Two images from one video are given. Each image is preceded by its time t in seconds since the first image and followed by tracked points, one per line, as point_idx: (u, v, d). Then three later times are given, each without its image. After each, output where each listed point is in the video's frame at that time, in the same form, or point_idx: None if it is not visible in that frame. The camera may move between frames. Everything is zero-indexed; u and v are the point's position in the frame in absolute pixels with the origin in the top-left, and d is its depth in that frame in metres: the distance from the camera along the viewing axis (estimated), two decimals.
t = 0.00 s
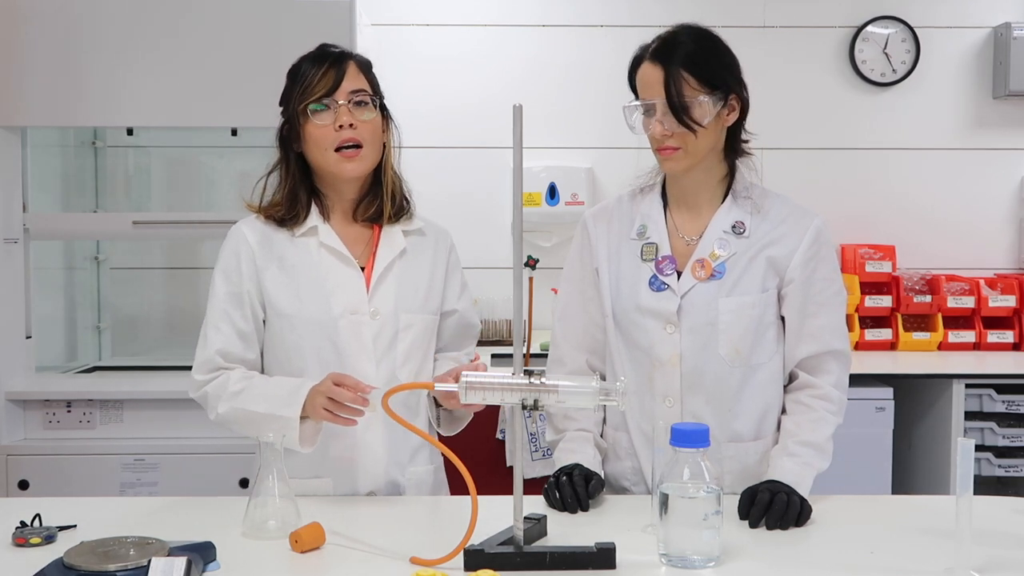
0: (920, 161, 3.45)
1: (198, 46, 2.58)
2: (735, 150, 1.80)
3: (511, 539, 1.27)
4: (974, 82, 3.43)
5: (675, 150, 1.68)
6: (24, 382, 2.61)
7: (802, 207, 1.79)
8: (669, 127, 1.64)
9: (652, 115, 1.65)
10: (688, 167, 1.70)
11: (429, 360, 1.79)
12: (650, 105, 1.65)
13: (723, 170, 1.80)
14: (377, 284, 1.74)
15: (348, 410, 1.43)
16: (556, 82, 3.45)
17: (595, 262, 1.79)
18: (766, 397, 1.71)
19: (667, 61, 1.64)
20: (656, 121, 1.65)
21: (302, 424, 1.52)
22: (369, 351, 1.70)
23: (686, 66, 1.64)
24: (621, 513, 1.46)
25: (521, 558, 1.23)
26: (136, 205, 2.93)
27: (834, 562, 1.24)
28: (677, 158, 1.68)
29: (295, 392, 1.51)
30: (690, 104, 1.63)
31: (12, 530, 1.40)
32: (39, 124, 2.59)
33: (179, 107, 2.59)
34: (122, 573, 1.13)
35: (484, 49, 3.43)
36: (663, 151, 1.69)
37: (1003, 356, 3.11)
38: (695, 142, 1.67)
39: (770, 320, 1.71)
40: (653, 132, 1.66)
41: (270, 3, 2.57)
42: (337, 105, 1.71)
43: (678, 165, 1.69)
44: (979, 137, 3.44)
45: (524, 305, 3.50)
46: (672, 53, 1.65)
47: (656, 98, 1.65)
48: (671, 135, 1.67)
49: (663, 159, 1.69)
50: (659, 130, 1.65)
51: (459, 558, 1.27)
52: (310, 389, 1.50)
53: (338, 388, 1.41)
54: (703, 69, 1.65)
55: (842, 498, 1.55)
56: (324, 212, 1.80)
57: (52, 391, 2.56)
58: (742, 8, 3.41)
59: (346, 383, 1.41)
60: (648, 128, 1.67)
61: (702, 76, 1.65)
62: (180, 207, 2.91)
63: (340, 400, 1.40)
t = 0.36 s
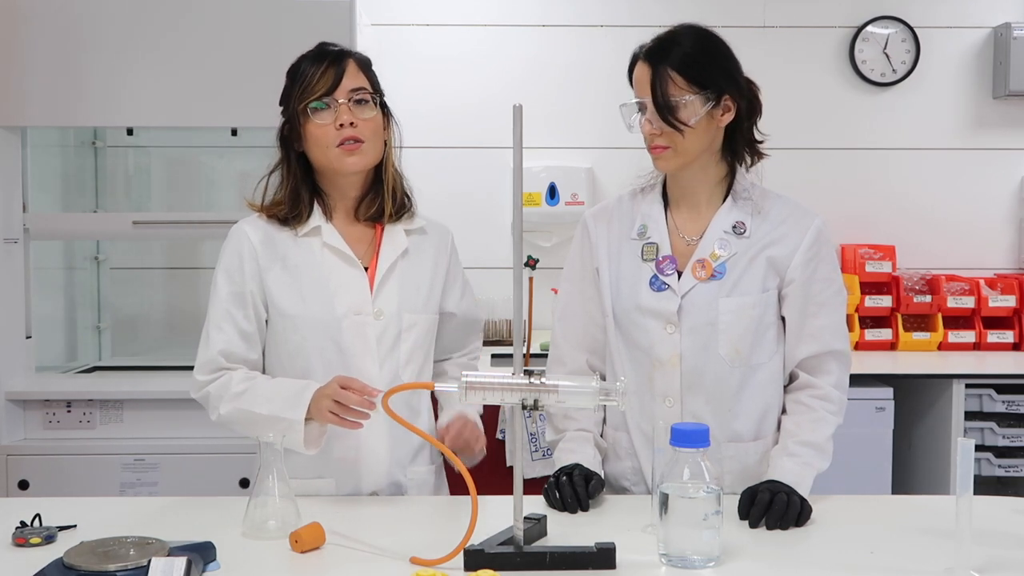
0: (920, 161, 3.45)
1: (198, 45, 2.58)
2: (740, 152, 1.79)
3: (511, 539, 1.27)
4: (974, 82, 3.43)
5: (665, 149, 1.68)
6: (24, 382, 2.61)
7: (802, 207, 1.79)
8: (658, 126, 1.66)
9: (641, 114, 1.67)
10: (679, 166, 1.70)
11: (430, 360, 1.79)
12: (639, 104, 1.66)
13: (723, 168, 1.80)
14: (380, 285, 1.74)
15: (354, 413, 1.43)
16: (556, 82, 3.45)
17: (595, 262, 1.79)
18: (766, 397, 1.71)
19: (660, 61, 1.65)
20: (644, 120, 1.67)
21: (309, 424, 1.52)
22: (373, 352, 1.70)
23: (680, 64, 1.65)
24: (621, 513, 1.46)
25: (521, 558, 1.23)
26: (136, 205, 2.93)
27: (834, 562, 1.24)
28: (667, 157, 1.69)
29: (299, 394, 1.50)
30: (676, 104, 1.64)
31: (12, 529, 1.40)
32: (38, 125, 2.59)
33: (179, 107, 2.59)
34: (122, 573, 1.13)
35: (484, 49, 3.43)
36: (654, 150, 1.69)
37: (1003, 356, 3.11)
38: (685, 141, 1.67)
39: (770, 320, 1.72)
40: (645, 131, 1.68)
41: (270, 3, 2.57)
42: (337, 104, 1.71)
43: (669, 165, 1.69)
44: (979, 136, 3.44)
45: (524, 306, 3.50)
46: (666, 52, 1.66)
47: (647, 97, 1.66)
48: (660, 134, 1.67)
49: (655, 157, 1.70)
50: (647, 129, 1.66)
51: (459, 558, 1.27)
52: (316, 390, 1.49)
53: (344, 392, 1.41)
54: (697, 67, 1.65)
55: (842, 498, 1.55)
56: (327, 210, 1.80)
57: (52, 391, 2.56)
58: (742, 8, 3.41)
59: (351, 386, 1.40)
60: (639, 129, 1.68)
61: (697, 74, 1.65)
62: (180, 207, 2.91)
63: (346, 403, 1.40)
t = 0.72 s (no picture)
0: (920, 161, 3.45)
1: (198, 45, 2.58)
2: (740, 154, 1.79)
3: (511, 539, 1.27)
4: (974, 82, 3.43)
5: (661, 149, 1.68)
6: (24, 382, 2.61)
7: (802, 207, 1.79)
8: (655, 125, 1.66)
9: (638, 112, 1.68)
10: (675, 167, 1.71)
11: (427, 360, 1.79)
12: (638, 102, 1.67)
13: (721, 169, 1.80)
14: (375, 285, 1.74)
15: (349, 409, 1.43)
16: (556, 82, 3.45)
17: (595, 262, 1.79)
18: (766, 397, 1.71)
19: (661, 60, 1.65)
20: (642, 118, 1.67)
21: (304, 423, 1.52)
22: (367, 352, 1.70)
23: (683, 66, 1.65)
24: (621, 513, 1.46)
25: (521, 558, 1.23)
26: (136, 205, 2.93)
27: (834, 562, 1.24)
28: (664, 157, 1.68)
29: (293, 392, 1.50)
30: (673, 102, 1.64)
31: (13, 529, 1.40)
32: (38, 125, 2.59)
33: (179, 107, 2.59)
34: (122, 573, 1.13)
35: (484, 49, 3.43)
36: (651, 149, 1.69)
37: (1003, 356, 3.11)
38: (681, 141, 1.67)
39: (770, 320, 1.72)
40: (641, 129, 1.68)
41: (270, 3, 2.57)
42: (341, 109, 1.71)
43: (665, 164, 1.69)
44: (980, 137, 3.44)
45: (524, 305, 3.50)
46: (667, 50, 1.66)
47: (644, 94, 1.66)
48: (657, 133, 1.67)
49: (651, 156, 1.70)
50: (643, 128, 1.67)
51: (460, 558, 1.28)
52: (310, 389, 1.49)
53: (339, 388, 1.41)
54: (697, 68, 1.65)
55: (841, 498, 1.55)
56: (323, 210, 1.80)
57: (52, 391, 2.56)
58: (742, 8, 3.41)
59: (348, 383, 1.40)
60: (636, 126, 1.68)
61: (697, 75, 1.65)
62: (180, 207, 2.91)
63: (341, 399, 1.40)
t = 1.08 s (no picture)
0: (920, 161, 3.45)
1: (199, 45, 2.58)
2: (739, 154, 1.79)
3: (511, 539, 1.27)
4: (974, 82, 3.43)
5: (652, 143, 1.69)
6: (24, 382, 2.61)
7: (802, 207, 1.79)
8: (644, 119, 1.68)
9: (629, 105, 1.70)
10: (668, 162, 1.71)
11: (417, 359, 1.79)
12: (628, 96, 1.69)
13: (717, 169, 1.80)
14: (364, 284, 1.74)
15: (337, 412, 1.43)
16: (556, 82, 3.44)
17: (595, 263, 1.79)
18: (766, 397, 1.71)
19: (656, 57, 1.68)
20: (631, 111, 1.69)
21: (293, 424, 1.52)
22: (354, 353, 1.70)
23: (677, 61, 1.67)
24: (621, 513, 1.46)
25: (521, 558, 1.23)
26: (136, 205, 2.93)
27: (834, 562, 1.24)
28: (654, 151, 1.70)
29: (282, 393, 1.52)
30: (661, 97, 1.66)
31: (13, 530, 1.40)
32: (38, 124, 2.59)
33: (179, 107, 2.59)
34: (122, 573, 1.13)
35: (484, 49, 3.43)
36: (643, 144, 1.71)
37: (1003, 356, 3.11)
38: (671, 134, 1.67)
39: (769, 320, 1.72)
40: (632, 125, 1.70)
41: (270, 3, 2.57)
42: (338, 100, 1.71)
43: (657, 159, 1.70)
44: (980, 137, 3.44)
45: (524, 305, 3.50)
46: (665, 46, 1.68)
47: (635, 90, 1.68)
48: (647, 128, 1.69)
49: (643, 151, 1.71)
50: (631, 121, 1.69)
51: (460, 558, 1.27)
52: (299, 390, 1.50)
53: (329, 392, 1.41)
54: (692, 65, 1.67)
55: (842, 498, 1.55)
56: (313, 207, 1.79)
57: (52, 391, 2.56)
58: (743, 8, 3.41)
59: (337, 386, 1.40)
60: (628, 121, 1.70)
61: (691, 72, 1.66)
62: (180, 206, 2.91)
63: (330, 402, 1.40)
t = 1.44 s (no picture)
0: (920, 161, 3.45)
1: (198, 45, 2.58)
2: (739, 156, 1.79)
3: (511, 539, 1.27)
4: (974, 82, 3.43)
5: (655, 143, 1.69)
6: (24, 382, 2.61)
7: (801, 206, 1.78)
8: (649, 119, 1.67)
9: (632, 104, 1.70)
10: (670, 162, 1.71)
11: (394, 359, 1.78)
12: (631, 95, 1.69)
13: (718, 169, 1.80)
14: (337, 283, 1.73)
15: (310, 411, 1.48)
16: (556, 82, 3.45)
17: (594, 263, 1.79)
18: (766, 397, 1.71)
19: (662, 56, 1.67)
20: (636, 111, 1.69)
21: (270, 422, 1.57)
22: (327, 352, 1.70)
23: (682, 61, 1.67)
24: (621, 513, 1.46)
25: (521, 558, 1.23)
26: (136, 205, 2.92)
27: (834, 563, 1.24)
28: (658, 151, 1.70)
29: (258, 392, 1.56)
30: (668, 98, 1.66)
31: (13, 529, 1.40)
32: (39, 124, 2.59)
33: (179, 106, 2.59)
34: (122, 573, 1.13)
35: (484, 49, 3.43)
36: (645, 143, 1.71)
37: (1004, 356, 3.11)
38: (675, 136, 1.68)
39: (769, 319, 1.72)
40: (636, 124, 1.70)
41: (270, 2, 2.57)
42: (317, 109, 1.71)
43: (659, 159, 1.70)
44: (980, 137, 3.44)
45: (524, 305, 3.50)
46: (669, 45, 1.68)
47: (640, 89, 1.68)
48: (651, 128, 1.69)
49: (645, 151, 1.71)
50: (637, 121, 1.68)
51: (460, 558, 1.27)
52: (272, 389, 1.55)
53: (303, 390, 1.46)
54: (697, 64, 1.67)
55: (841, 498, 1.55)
56: (287, 205, 1.80)
57: (52, 391, 2.56)
58: (743, 8, 3.41)
59: (311, 384, 1.45)
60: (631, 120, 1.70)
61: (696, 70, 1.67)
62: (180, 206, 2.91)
63: (303, 400, 1.45)
